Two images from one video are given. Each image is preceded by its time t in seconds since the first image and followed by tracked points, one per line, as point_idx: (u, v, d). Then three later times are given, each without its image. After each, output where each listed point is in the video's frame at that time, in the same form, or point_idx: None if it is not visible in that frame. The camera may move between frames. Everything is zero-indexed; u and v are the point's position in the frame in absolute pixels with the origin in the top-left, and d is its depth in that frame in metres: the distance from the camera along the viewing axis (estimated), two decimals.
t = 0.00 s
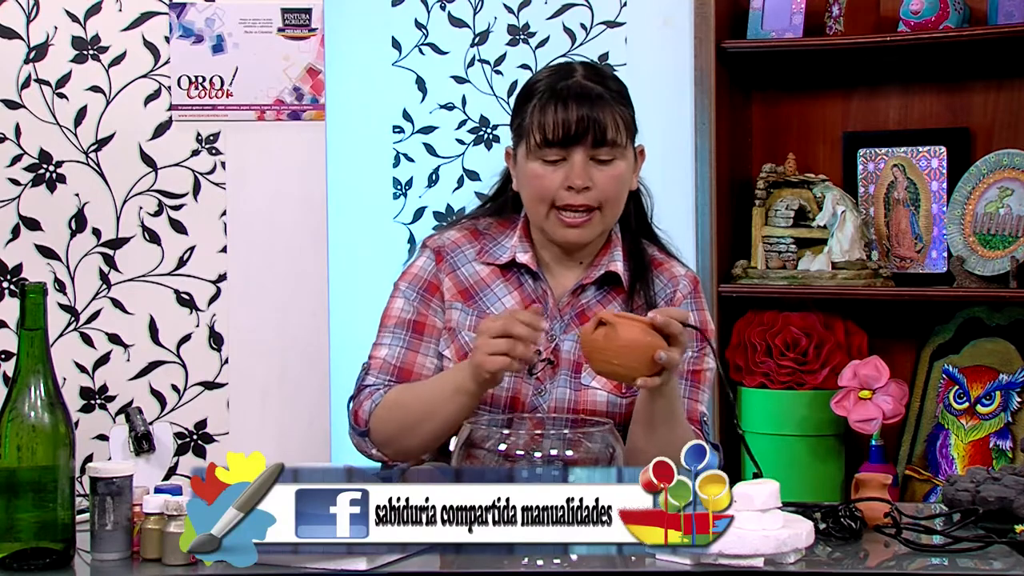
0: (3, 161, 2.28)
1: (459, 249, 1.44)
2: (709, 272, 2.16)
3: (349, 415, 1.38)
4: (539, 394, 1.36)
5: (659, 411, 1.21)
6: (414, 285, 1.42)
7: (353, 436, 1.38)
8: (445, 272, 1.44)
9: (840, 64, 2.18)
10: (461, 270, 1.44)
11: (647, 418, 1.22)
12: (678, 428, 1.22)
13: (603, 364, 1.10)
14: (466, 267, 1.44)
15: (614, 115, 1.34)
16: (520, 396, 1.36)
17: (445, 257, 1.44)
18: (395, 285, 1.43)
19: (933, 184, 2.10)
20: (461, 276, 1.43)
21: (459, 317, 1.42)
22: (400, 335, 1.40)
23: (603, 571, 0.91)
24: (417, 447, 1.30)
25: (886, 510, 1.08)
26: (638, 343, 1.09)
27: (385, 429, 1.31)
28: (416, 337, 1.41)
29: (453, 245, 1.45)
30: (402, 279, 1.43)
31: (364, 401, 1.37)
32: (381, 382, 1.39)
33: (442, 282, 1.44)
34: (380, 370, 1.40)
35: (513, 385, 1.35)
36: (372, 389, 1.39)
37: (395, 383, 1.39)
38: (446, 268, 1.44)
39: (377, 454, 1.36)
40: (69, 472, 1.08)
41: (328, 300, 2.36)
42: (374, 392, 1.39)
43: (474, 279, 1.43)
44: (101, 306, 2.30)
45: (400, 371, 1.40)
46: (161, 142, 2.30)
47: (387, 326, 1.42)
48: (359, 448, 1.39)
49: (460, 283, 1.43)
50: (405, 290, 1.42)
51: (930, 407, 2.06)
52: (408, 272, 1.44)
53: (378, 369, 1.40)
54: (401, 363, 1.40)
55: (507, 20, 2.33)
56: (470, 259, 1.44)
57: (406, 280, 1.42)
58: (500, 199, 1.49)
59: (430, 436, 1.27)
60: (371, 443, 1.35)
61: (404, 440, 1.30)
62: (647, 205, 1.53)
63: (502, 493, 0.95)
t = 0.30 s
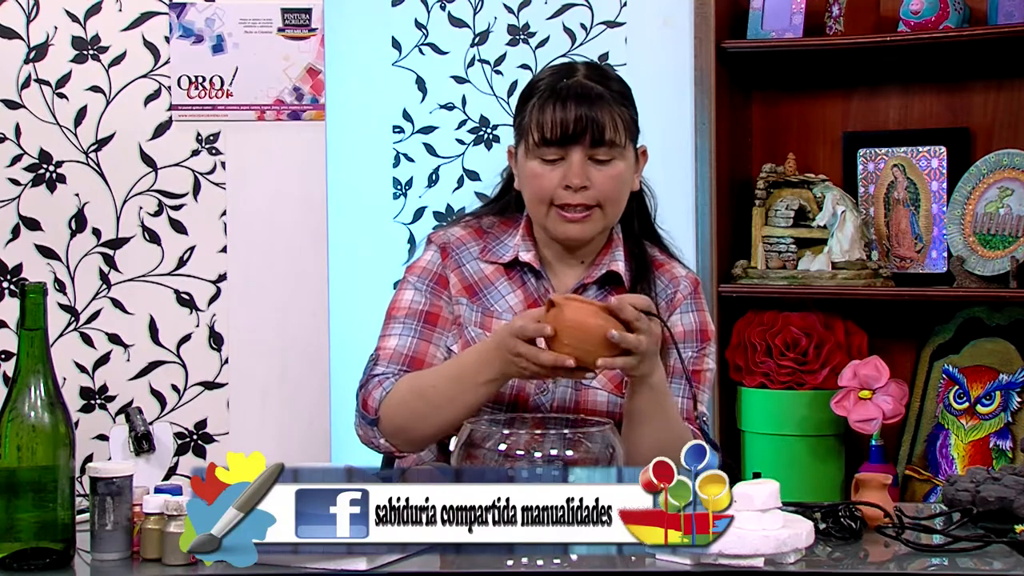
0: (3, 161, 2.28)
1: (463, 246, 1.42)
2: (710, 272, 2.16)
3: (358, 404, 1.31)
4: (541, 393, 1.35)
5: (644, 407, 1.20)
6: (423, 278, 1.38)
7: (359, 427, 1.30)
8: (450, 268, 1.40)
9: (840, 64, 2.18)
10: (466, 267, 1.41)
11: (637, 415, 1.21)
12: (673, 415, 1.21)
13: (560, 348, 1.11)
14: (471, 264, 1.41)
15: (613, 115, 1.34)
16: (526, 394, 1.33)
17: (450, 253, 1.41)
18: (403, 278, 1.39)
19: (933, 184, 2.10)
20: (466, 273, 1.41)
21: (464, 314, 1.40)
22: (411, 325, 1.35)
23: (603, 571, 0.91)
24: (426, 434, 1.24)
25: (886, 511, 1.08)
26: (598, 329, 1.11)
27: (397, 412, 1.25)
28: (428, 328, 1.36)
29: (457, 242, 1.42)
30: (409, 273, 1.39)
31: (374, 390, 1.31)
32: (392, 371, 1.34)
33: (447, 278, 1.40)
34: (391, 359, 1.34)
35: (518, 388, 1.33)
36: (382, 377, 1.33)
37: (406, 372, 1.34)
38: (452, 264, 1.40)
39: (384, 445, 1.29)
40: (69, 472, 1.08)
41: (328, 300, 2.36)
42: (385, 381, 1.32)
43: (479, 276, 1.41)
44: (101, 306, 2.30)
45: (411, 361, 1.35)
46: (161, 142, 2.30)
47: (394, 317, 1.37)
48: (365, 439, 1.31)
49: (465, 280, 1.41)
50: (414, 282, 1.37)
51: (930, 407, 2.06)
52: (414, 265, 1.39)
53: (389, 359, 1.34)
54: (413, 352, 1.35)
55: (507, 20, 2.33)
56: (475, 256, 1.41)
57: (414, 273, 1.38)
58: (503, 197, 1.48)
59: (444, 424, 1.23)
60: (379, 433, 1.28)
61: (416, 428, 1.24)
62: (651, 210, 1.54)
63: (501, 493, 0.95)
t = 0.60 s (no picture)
0: (3, 161, 2.28)
1: (463, 247, 1.42)
2: (710, 272, 2.16)
3: (359, 405, 1.33)
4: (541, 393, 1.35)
5: (644, 406, 1.21)
6: (423, 279, 1.38)
7: (361, 428, 1.32)
8: (450, 268, 1.41)
9: (840, 64, 2.18)
10: (465, 267, 1.41)
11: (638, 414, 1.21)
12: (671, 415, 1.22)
13: (535, 339, 1.10)
14: (471, 264, 1.41)
15: (611, 116, 1.34)
16: (525, 393, 1.33)
17: (450, 254, 1.41)
18: (403, 279, 1.39)
19: (933, 184, 2.10)
20: (466, 273, 1.41)
21: (464, 315, 1.40)
22: (411, 326, 1.35)
23: (603, 571, 0.91)
24: (428, 436, 1.25)
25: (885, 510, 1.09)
26: (582, 329, 1.08)
27: (400, 414, 1.26)
28: (427, 330, 1.36)
29: (457, 242, 1.42)
30: (410, 274, 1.39)
31: (376, 391, 1.32)
32: (393, 373, 1.34)
33: (447, 279, 1.40)
34: (391, 360, 1.35)
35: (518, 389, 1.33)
36: (384, 379, 1.34)
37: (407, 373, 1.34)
38: (451, 265, 1.41)
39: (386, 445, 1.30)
40: (69, 472, 1.08)
41: (328, 300, 2.36)
42: (386, 381, 1.33)
43: (479, 277, 1.41)
44: (101, 306, 2.30)
45: (411, 362, 1.35)
46: (161, 142, 2.30)
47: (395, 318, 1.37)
48: (366, 441, 1.33)
49: (465, 280, 1.41)
50: (414, 283, 1.38)
51: (930, 407, 2.06)
52: (414, 266, 1.40)
53: (389, 360, 1.35)
54: (413, 353, 1.35)
55: (507, 20, 2.33)
56: (474, 257, 1.41)
57: (414, 274, 1.39)
58: (503, 198, 1.47)
59: (444, 429, 1.23)
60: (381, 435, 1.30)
61: (418, 428, 1.25)
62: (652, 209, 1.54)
63: (502, 493, 0.95)
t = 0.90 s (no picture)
0: (3, 161, 2.28)
1: (463, 246, 1.41)
2: (710, 273, 2.16)
3: (344, 389, 1.30)
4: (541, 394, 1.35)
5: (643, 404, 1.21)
6: (422, 275, 1.37)
7: (344, 412, 1.30)
8: (451, 267, 1.39)
9: (840, 64, 2.18)
10: (466, 267, 1.40)
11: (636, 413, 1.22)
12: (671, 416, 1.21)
13: (523, 349, 1.10)
14: (471, 263, 1.40)
15: (609, 117, 1.34)
16: (523, 394, 1.33)
17: (450, 253, 1.40)
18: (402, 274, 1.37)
19: (934, 184, 2.10)
20: (466, 272, 1.40)
21: (464, 313, 1.39)
22: (407, 318, 1.33)
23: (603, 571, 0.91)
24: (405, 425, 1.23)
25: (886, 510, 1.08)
26: (572, 334, 1.12)
27: (385, 399, 1.24)
28: (423, 322, 1.34)
29: (458, 242, 1.41)
30: (409, 269, 1.38)
31: (362, 376, 1.29)
32: (384, 362, 1.31)
33: (447, 277, 1.39)
34: (384, 349, 1.31)
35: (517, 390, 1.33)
36: (373, 366, 1.30)
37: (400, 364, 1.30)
38: (452, 263, 1.39)
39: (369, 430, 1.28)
40: (69, 472, 1.08)
41: (328, 301, 2.36)
42: (375, 369, 1.29)
43: (479, 276, 1.40)
44: (101, 306, 2.30)
45: (403, 352, 1.32)
46: (161, 142, 2.30)
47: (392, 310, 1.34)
48: (349, 425, 1.30)
49: (465, 279, 1.40)
50: (414, 278, 1.36)
51: (930, 407, 2.06)
52: (415, 263, 1.38)
53: (382, 349, 1.31)
54: (406, 344, 1.32)
55: (507, 20, 2.32)
56: (475, 256, 1.40)
57: (414, 270, 1.37)
58: (503, 199, 1.47)
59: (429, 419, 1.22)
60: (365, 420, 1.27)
61: (401, 417, 1.23)
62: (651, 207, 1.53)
63: (501, 493, 0.95)
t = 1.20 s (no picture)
0: (3, 161, 2.28)
1: (468, 244, 1.39)
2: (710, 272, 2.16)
3: (342, 355, 1.22)
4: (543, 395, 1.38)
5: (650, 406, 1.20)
6: (431, 262, 1.34)
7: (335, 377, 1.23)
8: (457, 261, 1.38)
9: (840, 64, 2.18)
10: (472, 264, 1.39)
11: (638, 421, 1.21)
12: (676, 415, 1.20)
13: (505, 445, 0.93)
14: (476, 262, 1.40)
15: (614, 116, 1.35)
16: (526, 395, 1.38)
17: (457, 249, 1.38)
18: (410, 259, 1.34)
19: (934, 184, 2.10)
20: (472, 270, 1.39)
21: (469, 309, 1.38)
22: (417, 297, 1.28)
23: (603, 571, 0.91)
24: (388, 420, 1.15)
25: (886, 510, 1.08)
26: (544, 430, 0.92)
27: (374, 384, 1.16)
28: (433, 303, 1.30)
29: (462, 240, 1.39)
30: (417, 255, 1.34)
31: (361, 345, 1.21)
32: (394, 335, 1.23)
33: (454, 271, 1.37)
34: (393, 323, 1.24)
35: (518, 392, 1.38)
36: (379, 337, 1.22)
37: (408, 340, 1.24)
38: (458, 259, 1.38)
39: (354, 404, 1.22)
40: (69, 472, 1.08)
41: (328, 301, 2.36)
42: (380, 341, 1.22)
43: (484, 275, 1.40)
44: (101, 306, 2.30)
45: (413, 327, 1.26)
46: (161, 142, 2.30)
47: (401, 289, 1.30)
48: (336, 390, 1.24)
49: (471, 276, 1.39)
50: (422, 264, 1.33)
51: (930, 407, 2.06)
52: (422, 250, 1.35)
53: (391, 322, 1.24)
54: (415, 321, 1.27)
55: (507, 20, 2.32)
56: (478, 256, 1.40)
57: (422, 256, 1.34)
58: (503, 199, 1.46)
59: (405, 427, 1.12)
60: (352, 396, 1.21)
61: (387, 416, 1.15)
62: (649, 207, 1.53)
63: (502, 494, 0.95)
